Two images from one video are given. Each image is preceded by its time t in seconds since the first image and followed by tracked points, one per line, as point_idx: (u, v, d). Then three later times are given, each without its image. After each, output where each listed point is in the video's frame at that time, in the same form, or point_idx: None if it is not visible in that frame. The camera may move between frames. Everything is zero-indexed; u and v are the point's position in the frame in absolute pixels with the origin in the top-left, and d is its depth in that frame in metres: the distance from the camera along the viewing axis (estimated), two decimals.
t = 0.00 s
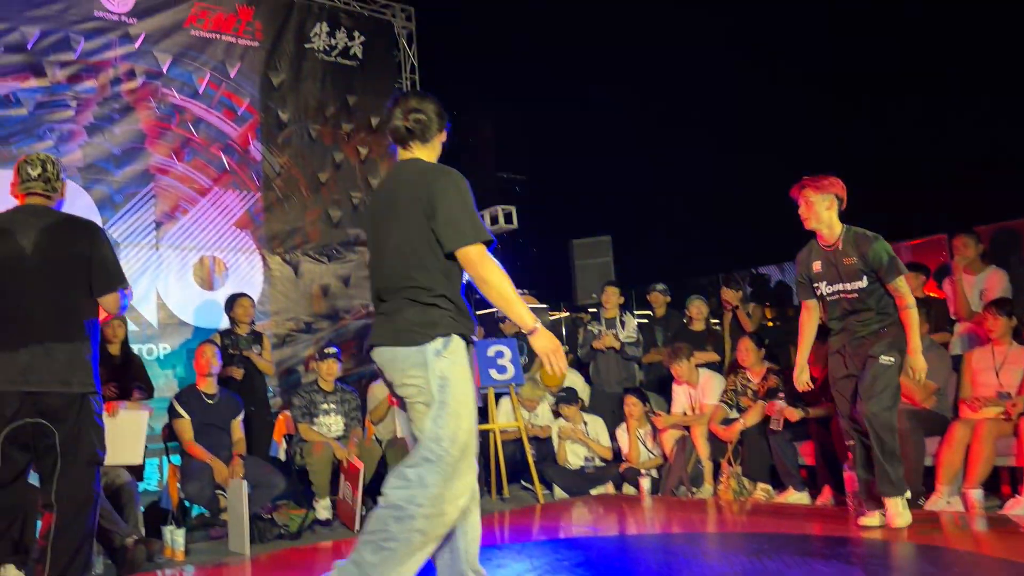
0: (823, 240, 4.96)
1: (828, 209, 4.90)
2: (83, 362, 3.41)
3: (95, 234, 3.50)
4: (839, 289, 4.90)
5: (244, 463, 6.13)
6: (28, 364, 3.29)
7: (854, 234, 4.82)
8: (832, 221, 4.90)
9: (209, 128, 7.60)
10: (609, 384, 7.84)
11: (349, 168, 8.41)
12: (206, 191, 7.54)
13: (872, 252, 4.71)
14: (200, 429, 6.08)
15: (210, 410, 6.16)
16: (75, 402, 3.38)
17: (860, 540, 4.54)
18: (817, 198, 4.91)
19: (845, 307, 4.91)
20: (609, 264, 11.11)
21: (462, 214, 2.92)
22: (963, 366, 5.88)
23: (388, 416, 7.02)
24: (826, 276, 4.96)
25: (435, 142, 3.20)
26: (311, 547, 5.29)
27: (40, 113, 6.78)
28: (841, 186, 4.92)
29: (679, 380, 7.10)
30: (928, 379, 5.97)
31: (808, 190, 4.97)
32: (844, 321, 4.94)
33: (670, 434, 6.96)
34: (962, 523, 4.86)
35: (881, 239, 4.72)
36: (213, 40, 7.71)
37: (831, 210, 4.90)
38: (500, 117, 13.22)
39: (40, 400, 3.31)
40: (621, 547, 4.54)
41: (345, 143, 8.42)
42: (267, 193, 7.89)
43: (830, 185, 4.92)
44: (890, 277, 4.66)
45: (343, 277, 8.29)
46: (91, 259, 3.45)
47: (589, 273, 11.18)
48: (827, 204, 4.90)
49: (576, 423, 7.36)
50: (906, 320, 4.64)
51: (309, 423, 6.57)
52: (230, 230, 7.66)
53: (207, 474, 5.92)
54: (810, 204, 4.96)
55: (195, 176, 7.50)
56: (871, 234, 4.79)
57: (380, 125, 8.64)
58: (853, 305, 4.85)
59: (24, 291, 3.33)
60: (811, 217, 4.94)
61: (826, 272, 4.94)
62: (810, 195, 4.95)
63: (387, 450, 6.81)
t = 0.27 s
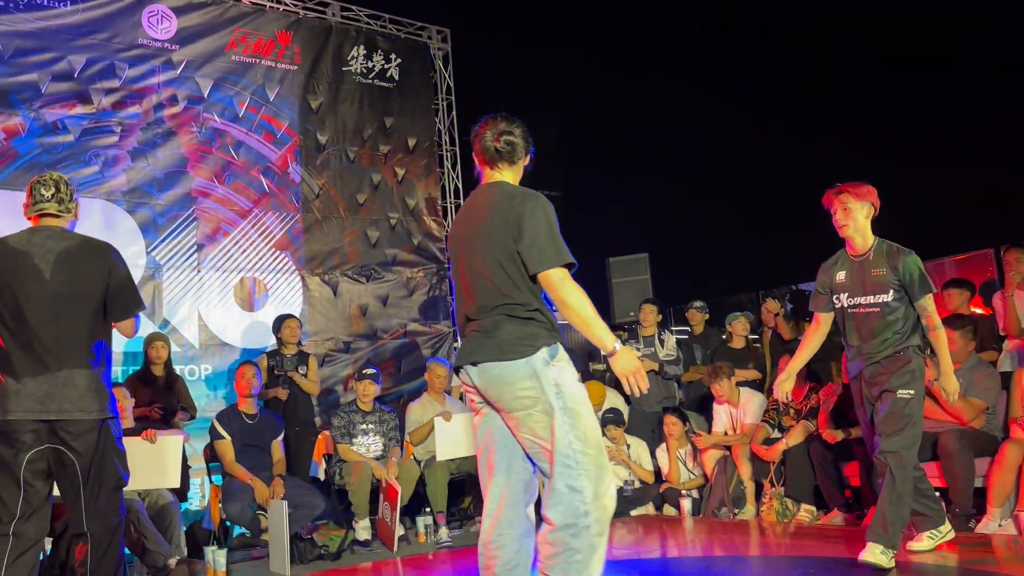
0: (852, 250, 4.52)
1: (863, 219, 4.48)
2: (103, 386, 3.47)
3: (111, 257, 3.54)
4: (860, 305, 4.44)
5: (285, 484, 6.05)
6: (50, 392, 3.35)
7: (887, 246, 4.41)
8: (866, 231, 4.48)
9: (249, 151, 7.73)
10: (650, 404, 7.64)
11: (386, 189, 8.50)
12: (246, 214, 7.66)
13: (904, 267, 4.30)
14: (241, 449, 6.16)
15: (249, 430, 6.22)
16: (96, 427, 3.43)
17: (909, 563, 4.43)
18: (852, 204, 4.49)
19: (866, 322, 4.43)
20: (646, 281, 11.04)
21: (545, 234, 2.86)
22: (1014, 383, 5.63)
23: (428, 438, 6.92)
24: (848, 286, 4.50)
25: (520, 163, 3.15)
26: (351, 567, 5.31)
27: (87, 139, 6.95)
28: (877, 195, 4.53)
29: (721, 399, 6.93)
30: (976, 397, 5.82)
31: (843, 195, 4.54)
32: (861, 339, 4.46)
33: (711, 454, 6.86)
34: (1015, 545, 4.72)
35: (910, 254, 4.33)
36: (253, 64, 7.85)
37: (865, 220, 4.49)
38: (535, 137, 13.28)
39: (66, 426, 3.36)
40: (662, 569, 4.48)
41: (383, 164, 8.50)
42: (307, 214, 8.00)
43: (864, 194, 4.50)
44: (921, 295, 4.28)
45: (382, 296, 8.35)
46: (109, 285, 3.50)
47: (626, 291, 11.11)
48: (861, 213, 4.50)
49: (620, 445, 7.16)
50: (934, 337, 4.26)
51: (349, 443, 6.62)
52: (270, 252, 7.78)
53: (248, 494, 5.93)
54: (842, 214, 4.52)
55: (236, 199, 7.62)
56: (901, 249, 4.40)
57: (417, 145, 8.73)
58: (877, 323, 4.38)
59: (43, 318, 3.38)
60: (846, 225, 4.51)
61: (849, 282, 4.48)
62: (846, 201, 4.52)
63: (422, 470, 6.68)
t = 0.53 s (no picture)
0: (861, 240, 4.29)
1: (874, 209, 4.25)
2: (89, 395, 3.50)
3: (99, 263, 3.61)
4: (862, 294, 4.20)
5: (306, 490, 6.06)
6: (36, 403, 3.39)
7: (898, 238, 4.19)
8: (877, 222, 4.25)
9: (270, 159, 7.78)
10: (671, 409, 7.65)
11: (406, 195, 8.53)
12: (267, 221, 7.71)
13: (911, 256, 4.10)
14: (262, 456, 6.19)
15: (272, 436, 6.28)
16: (88, 436, 3.47)
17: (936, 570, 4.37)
18: (864, 193, 4.24)
19: (868, 314, 4.16)
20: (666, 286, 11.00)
21: (631, 244, 2.97)
22: None
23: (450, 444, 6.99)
24: (851, 275, 4.25)
25: (588, 169, 3.37)
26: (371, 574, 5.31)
27: (110, 148, 7.04)
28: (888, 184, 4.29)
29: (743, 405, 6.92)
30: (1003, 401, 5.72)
31: (856, 181, 4.27)
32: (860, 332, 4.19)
33: (733, 460, 6.81)
34: None
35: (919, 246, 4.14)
36: (273, 73, 7.90)
37: (876, 210, 4.27)
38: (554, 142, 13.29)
39: (55, 437, 3.40)
40: None
41: (402, 170, 8.54)
42: (327, 221, 8.04)
43: (875, 180, 4.25)
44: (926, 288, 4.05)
45: (402, 303, 8.37)
46: (97, 292, 3.58)
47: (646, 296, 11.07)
48: (871, 203, 4.26)
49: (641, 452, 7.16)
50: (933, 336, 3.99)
51: (370, 449, 6.61)
52: (291, 259, 7.82)
53: (269, 501, 5.95)
54: (854, 203, 4.27)
55: (256, 207, 7.68)
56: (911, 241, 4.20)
57: (436, 151, 8.76)
58: (879, 314, 4.13)
59: (30, 323, 3.43)
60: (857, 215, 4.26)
61: (853, 271, 4.24)
62: (858, 189, 4.26)
63: (444, 476, 6.73)
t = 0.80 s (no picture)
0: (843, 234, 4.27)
1: (858, 203, 4.25)
2: (78, 388, 3.54)
3: (82, 255, 3.66)
4: (851, 292, 4.16)
5: (308, 488, 6.08)
6: (24, 401, 3.41)
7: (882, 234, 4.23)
8: (860, 216, 4.26)
9: (272, 158, 7.79)
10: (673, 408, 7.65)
11: (408, 194, 8.54)
12: (268, 220, 7.72)
13: (900, 254, 4.16)
14: (264, 454, 6.19)
15: (274, 435, 6.29)
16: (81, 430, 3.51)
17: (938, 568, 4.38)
18: (848, 187, 4.24)
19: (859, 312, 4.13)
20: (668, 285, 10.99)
21: (702, 233, 3.17)
22: None
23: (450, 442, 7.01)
24: (840, 272, 4.19)
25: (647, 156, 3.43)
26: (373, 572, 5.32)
27: (111, 147, 7.05)
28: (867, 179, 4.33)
29: (744, 404, 6.92)
30: (1006, 399, 5.72)
31: (840, 175, 4.27)
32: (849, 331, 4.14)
33: (735, 458, 6.80)
34: None
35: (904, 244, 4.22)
36: (275, 72, 7.91)
37: (860, 204, 4.27)
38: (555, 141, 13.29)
39: (45, 435, 3.42)
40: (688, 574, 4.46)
41: (404, 169, 8.55)
42: (328, 220, 8.05)
43: (858, 175, 4.28)
44: (916, 286, 4.12)
45: (403, 302, 8.38)
46: (82, 284, 3.63)
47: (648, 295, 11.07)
48: (856, 196, 4.26)
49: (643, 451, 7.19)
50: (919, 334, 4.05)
51: (372, 448, 6.62)
52: (293, 258, 7.82)
53: (271, 499, 5.96)
54: (840, 196, 4.25)
55: (258, 206, 7.69)
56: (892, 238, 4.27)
57: (438, 151, 8.77)
58: (869, 312, 4.12)
59: (10, 318, 3.45)
60: (842, 209, 4.24)
61: (843, 267, 4.19)
62: (842, 183, 4.26)
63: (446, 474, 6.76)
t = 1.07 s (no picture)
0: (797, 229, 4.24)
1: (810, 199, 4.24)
2: (67, 378, 3.51)
3: (69, 246, 3.64)
4: (814, 293, 4.13)
5: (296, 483, 6.07)
6: (12, 393, 3.39)
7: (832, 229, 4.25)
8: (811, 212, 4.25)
9: (261, 151, 7.76)
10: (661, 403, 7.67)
11: (398, 188, 8.53)
12: (257, 213, 7.68)
13: (854, 251, 4.22)
14: (252, 449, 6.17)
15: (263, 429, 6.27)
16: (73, 422, 3.49)
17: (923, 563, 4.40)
18: (803, 181, 4.23)
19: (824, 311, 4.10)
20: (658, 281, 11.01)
21: (732, 234, 3.18)
22: None
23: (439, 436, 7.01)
24: (801, 272, 4.14)
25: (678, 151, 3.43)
26: (362, 567, 5.32)
27: (99, 139, 6.99)
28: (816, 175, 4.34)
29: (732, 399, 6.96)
30: (992, 395, 5.78)
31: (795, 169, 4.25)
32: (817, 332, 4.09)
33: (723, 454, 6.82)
34: None
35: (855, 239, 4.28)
36: (265, 65, 7.87)
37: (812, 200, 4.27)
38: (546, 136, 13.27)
39: (34, 427, 3.40)
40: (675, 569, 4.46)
41: (394, 163, 8.53)
42: (318, 214, 8.02)
43: (810, 171, 4.29)
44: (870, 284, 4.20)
45: (393, 296, 8.37)
46: (72, 275, 3.62)
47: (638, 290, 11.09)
48: (808, 192, 4.25)
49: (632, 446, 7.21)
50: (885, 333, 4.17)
51: (361, 443, 6.60)
52: (282, 251, 7.80)
53: (260, 493, 5.95)
54: (795, 192, 4.22)
55: (247, 199, 7.65)
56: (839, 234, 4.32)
57: (428, 145, 8.76)
58: (833, 311, 4.09)
59: None
60: (796, 203, 4.22)
61: (803, 267, 4.14)
62: (796, 178, 4.24)
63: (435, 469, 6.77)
